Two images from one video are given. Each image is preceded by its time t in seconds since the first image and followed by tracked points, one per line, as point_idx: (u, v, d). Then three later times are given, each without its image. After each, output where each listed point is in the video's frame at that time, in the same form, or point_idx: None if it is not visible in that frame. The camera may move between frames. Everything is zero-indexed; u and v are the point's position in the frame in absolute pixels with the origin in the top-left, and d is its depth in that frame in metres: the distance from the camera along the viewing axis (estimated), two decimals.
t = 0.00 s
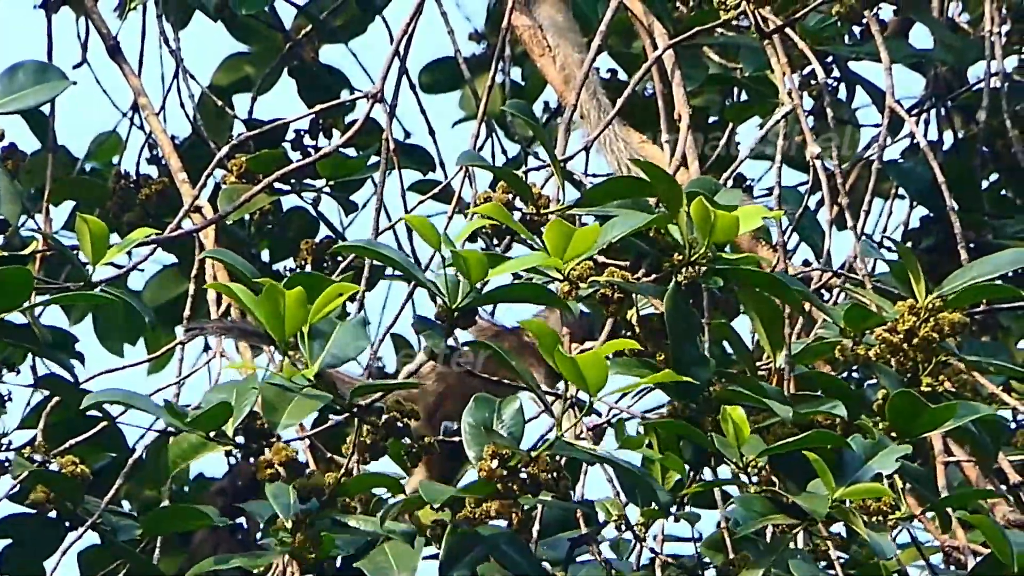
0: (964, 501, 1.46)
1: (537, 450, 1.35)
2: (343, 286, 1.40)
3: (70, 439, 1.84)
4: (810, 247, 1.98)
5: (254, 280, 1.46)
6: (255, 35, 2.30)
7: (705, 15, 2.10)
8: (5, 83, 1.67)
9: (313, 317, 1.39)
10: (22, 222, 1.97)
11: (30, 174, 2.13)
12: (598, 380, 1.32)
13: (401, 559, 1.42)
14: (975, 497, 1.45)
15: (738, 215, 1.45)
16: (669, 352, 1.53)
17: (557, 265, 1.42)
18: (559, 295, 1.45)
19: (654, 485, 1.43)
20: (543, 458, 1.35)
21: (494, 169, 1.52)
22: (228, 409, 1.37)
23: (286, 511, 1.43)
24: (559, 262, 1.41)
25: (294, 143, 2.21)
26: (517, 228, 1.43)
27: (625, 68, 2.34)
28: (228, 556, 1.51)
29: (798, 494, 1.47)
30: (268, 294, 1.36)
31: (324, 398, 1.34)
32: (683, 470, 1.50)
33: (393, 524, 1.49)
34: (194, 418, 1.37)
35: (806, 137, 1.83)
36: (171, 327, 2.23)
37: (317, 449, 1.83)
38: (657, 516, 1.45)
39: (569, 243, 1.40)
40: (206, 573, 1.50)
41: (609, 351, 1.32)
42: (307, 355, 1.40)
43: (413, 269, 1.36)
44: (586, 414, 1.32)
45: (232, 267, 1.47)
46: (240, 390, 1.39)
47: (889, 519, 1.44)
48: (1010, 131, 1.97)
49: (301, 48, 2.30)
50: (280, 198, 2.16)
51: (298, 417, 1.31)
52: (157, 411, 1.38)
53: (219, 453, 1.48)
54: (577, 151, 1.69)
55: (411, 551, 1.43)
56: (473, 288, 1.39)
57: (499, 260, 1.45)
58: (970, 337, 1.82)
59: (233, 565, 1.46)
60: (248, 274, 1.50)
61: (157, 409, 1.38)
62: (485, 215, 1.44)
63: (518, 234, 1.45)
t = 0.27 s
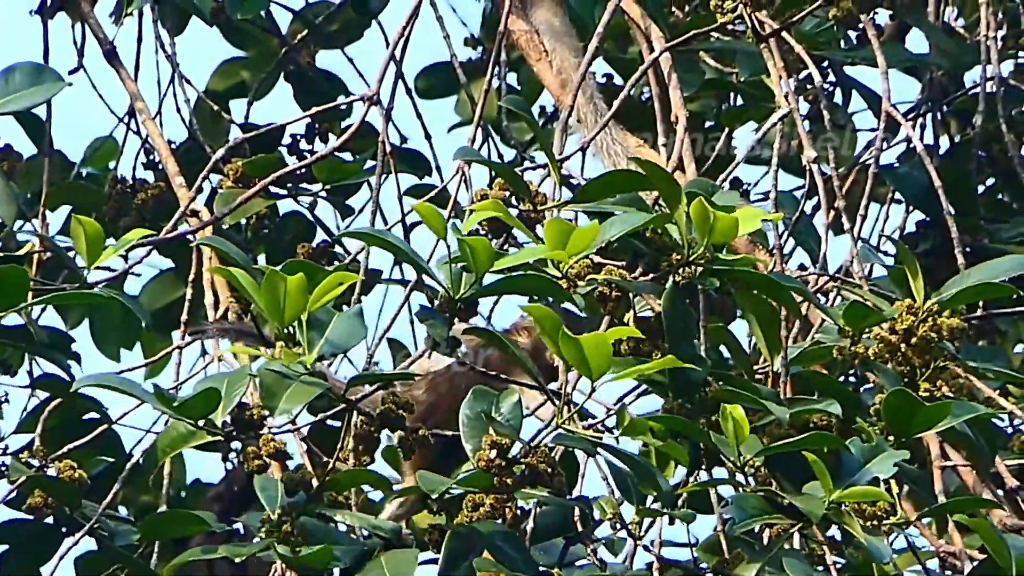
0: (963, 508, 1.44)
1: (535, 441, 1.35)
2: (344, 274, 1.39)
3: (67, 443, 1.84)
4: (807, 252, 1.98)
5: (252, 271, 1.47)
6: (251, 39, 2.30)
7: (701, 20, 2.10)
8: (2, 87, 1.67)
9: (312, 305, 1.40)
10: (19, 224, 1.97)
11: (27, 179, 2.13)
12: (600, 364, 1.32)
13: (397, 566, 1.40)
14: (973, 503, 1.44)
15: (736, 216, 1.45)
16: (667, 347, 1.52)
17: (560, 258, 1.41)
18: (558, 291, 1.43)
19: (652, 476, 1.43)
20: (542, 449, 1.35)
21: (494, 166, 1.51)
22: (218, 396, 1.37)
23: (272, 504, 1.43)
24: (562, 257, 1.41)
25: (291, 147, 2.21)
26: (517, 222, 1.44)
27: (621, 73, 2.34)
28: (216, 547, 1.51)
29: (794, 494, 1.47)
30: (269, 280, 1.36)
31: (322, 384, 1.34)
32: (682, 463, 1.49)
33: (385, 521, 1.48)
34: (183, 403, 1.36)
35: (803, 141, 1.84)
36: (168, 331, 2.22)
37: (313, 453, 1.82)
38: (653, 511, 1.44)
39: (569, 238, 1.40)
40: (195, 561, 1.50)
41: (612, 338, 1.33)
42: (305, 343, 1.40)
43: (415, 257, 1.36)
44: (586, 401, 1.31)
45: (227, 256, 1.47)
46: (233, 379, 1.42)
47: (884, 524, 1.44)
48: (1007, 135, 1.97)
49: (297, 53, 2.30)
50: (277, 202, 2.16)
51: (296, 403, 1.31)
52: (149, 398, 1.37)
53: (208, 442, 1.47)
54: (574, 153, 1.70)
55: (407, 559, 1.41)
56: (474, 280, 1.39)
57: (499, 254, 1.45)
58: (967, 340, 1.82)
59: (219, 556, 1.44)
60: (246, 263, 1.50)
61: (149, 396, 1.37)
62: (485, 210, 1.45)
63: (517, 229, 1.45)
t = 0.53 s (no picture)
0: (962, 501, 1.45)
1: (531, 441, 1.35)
2: (342, 280, 1.39)
3: (67, 442, 1.84)
4: (808, 251, 1.98)
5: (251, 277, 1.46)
6: (250, 39, 2.30)
7: (701, 19, 2.10)
8: (2, 86, 1.67)
9: (311, 311, 1.39)
10: (19, 223, 1.97)
11: (27, 179, 2.13)
12: (593, 365, 1.33)
13: (427, 563, 1.39)
14: (973, 496, 1.45)
15: (734, 215, 1.45)
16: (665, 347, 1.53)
17: (554, 259, 1.41)
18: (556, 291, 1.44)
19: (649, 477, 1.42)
20: (540, 449, 1.34)
21: (493, 166, 1.51)
22: (223, 405, 1.38)
23: (277, 509, 1.42)
24: (555, 254, 1.41)
25: (290, 147, 2.21)
26: (514, 223, 1.44)
27: (621, 72, 2.34)
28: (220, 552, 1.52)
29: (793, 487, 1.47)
30: (267, 288, 1.36)
31: (322, 394, 1.36)
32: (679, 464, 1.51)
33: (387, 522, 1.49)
34: (189, 413, 1.37)
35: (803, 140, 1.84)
36: (168, 330, 2.22)
37: (314, 452, 1.82)
38: (652, 511, 1.44)
39: (566, 239, 1.39)
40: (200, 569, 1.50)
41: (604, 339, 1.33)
42: (304, 350, 1.40)
43: (408, 264, 1.36)
44: (580, 401, 1.32)
45: (227, 264, 1.47)
46: (236, 386, 1.41)
47: (884, 517, 1.44)
48: (1007, 134, 1.97)
49: (296, 53, 2.30)
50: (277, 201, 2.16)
51: (295, 414, 1.33)
52: (156, 408, 1.38)
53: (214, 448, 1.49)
54: (573, 153, 1.70)
55: (433, 552, 1.41)
56: (467, 282, 1.39)
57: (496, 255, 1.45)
58: (968, 339, 1.82)
59: (225, 562, 1.46)
60: (245, 270, 1.49)
61: (156, 407, 1.38)
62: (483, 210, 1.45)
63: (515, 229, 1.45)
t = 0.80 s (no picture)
0: (960, 500, 1.44)
1: (529, 446, 1.34)
2: (336, 287, 1.38)
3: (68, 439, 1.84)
4: (809, 247, 1.98)
5: (248, 284, 1.47)
6: (251, 37, 2.30)
7: (702, 16, 2.10)
8: (4, 85, 1.67)
9: (305, 320, 1.40)
10: (20, 221, 1.96)
11: (29, 177, 2.13)
12: (586, 373, 1.33)
13: (449, 552, 1.38)
14: (973, 494, 1.44)
15: (734, 217, 1.45)
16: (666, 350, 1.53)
17: (551, 266, 1.41)
18: (557, 295, 1.45)
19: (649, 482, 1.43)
20: (538, 455, 1.34)
21: (495, 169, 1.53)
22: (223, 411, 1.38)
23: (285, 513, 1.41)
24: (555, 261, 1.41)
25: (291, 145, 2.21)
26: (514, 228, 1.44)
27: (622, 69, 2.34)
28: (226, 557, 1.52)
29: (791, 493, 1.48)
30: (258, 296, 1.37)
31: (317, 400, 1.36)
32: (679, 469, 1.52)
33: (392, 525, 1.48)
34: (189, 419, 1.38)
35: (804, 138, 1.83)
36: (170, 328, 2.22)
37: (316, 449, 1.82)
38: (655, 515, 1.44)
39: (565, 245, 1.39)
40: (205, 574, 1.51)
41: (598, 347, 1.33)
42: (301, 358, 1.40)
43: (403, 271, 1.36)
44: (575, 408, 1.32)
45: (224, 269, 1.48)
46: (238, 394, 1.42)
47: (883, 519, 1.43)
48: (1008, 131, 1.97)
49: (297, 51, 2.30)
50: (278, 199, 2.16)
51: (289, 420, 1.33)
52: (154, 412, 1.38)
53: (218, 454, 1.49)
54: (575, 151, 1.69)
55: (454, 538, 1.40)
56: (464, 288, 1.39)
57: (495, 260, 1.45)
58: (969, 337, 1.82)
59: (234, 568, 1.48)
60: (245, 276, 1.51)
61: (154, 411, 1.39)
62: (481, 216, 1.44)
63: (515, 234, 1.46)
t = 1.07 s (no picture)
0: (966, 503, 1.44)
1: (533, 449, 1.35)
2: (343, 286, 1.39)
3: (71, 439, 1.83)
4: (812, 246, 1.98)
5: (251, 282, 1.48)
6: (253, 36, 2.30)
7: (704, 14, 2.10)
8: (6, 84, 1.67)
9: (312, 318, 1.39)
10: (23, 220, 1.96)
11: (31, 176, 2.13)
12: (594, 376, 1.32)
13: (449, 558, 1.37)
14: (977, 497, 1.44)
15: (734, 217, 1.44)
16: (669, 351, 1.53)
17: (555, 268, 1.41)
18: (557, 297, 1.44)
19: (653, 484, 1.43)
20: (542, 457, 1.35)
21: (496, 171, 1.52)
22: (226, 409, 1.38)
23: (282, 509, 1.41)
24: (557, 264, 1.41)
25: (294, 144, 2.20)
26: (515, 230, 1.44)
27: (625, 68, 2.33)
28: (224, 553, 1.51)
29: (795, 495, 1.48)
30: (268, 294, 1.36)
31: (323, 400, 1.35)
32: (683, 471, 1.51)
33: (392, 526, 1.49)
34: (192, 415, 1.37)
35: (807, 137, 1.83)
36: (172, 328, 2.22)
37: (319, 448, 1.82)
38: (657, 516, 1.45)
39: (564, 246, 1.40)
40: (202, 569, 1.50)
41: (605, 351, 1.33)
42: (307, 356, 1.40)
43: (410, 273, 1.36)
44: (582, 411, 1.32)
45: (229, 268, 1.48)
46: (239, 389, 1.43)
47: (887, 522, 1.42)
48: (1011, 130, 1.97)
49: (299, 50, 2.30)
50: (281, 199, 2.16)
51: (297, 419, 1.33)
52: (156, 409, 1.38)
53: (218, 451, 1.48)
54: (577, 150, 1.69)
55: (455, 546, 1.38)
56: (470, 290, 1.39)
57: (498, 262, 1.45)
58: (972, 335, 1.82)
59: (230, 563, 1.45)
60: (248, 274, 1.51)
61: (156, 408, 1.38)
62: (482, 219, 1.45)
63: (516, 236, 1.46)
